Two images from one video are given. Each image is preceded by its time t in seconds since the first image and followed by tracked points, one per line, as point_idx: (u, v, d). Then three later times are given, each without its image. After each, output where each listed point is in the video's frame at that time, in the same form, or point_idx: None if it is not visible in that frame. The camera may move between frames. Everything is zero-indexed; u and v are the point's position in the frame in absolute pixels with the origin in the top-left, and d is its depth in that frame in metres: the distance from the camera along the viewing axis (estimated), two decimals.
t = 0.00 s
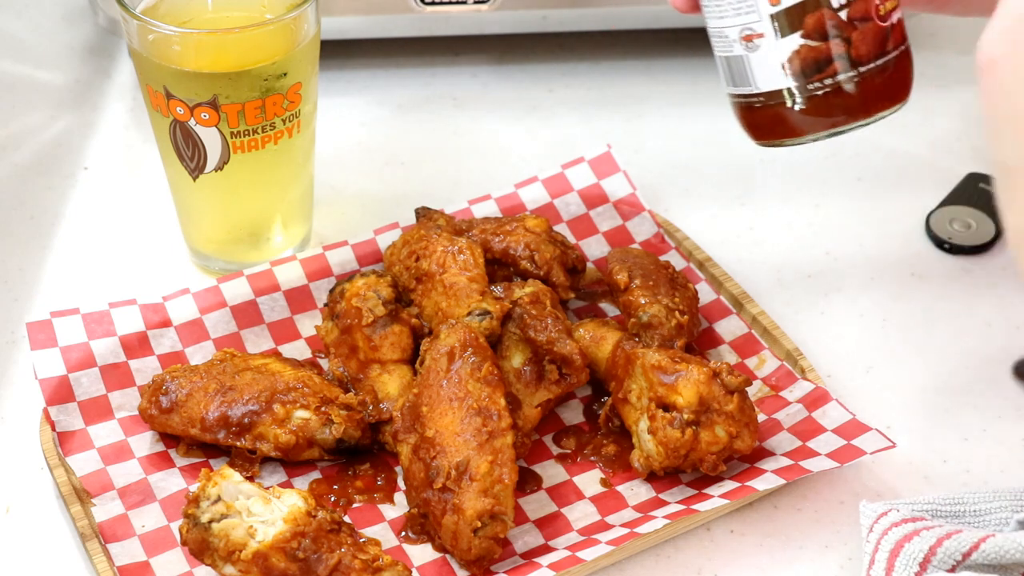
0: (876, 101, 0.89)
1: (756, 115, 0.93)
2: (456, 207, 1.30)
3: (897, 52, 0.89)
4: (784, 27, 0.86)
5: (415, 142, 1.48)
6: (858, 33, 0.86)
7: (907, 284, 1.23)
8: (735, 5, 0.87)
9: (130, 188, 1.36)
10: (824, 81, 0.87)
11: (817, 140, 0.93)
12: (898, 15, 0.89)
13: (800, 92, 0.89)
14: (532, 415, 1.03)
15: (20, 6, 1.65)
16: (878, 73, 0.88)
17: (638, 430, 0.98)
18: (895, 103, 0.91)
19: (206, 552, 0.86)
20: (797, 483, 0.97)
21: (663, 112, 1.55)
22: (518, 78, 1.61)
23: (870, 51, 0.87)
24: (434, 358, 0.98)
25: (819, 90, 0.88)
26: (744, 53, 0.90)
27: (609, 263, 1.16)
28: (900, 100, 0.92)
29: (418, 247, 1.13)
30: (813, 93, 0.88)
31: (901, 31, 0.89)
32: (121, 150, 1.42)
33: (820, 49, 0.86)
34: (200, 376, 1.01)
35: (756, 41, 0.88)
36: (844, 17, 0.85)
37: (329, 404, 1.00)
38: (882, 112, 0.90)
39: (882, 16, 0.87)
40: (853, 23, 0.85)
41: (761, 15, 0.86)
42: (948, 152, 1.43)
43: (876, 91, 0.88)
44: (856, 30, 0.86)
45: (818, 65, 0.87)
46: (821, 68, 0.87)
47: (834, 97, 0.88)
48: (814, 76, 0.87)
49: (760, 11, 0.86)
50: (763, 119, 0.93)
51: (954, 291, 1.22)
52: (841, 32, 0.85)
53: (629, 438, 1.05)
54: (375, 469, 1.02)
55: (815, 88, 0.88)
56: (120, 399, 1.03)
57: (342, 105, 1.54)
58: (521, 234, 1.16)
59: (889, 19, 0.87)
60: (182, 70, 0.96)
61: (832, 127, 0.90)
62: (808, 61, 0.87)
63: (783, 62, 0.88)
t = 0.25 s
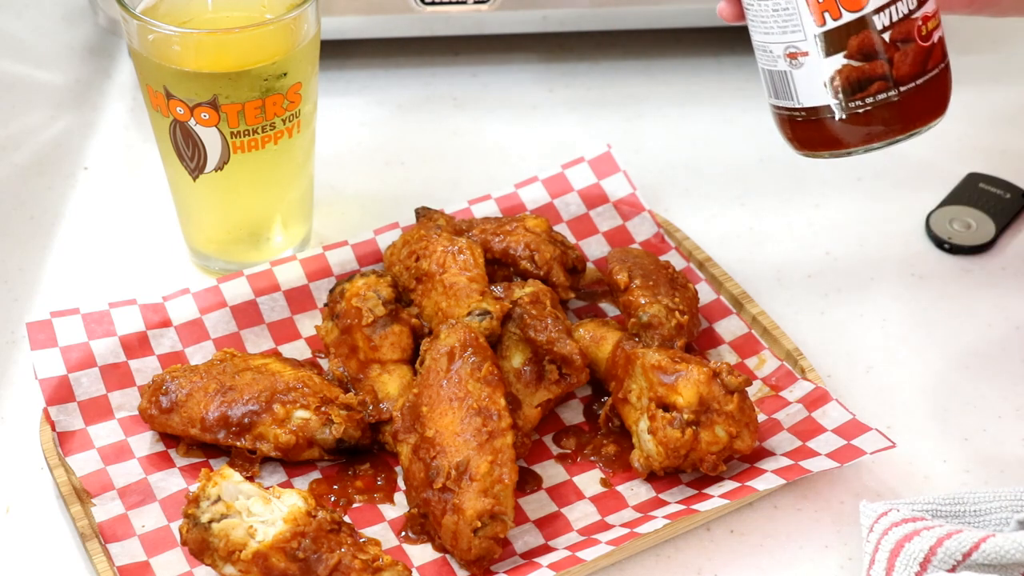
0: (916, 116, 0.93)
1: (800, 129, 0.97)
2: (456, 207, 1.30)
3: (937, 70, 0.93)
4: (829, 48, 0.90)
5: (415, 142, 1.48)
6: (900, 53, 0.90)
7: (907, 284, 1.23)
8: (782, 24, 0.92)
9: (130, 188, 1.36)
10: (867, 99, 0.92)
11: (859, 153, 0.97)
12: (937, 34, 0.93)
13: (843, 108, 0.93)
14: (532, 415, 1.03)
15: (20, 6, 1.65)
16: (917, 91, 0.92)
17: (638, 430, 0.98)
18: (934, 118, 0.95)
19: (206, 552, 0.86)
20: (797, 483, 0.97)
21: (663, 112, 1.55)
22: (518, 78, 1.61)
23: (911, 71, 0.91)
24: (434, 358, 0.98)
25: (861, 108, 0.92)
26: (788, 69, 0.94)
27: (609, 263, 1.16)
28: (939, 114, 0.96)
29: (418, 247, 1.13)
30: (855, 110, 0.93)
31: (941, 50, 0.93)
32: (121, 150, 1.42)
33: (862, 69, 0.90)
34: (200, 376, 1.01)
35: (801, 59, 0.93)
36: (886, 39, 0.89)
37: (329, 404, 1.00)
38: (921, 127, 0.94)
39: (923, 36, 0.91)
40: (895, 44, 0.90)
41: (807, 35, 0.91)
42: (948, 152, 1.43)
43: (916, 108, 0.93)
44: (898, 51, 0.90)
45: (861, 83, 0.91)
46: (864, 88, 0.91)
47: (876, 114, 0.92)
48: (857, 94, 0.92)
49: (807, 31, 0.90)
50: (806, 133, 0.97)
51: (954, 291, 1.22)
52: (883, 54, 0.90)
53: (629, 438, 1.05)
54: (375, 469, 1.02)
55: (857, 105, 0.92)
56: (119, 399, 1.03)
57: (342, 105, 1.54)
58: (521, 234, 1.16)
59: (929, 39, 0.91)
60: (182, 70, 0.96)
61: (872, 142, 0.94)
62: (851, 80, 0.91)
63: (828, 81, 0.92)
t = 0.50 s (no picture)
0: (924, 122, 0.93)
1: (808, 129, 0.97)
2: (456, 207, 1.30)
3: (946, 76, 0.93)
4: (839, 52, 0.91)
5: (415, 142, 1.48)
6: (909, 60, 0.90)
7: (907, 284, 1.23)
8: (794, 26, 0.92)
9: (130, 188, 1.36)
10: (874, 104, 0.92)
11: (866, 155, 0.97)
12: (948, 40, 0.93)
13: (850, 112, 0.93)
14: (532, 415, 1.03)
15: (20, 6, 1.65)
16: (925, 97, 0.92)
17: (638, 430, 0.98)
18: (942, 123, 0.95)
19: (206, 552, 0.86)
20: (797, 483, 0.98)
21: (663, 112, 1.55)
22: (518, 77, 1.61)
23: (919, 77, 0.91)
24: (434, 358, 0.98)
25: (867, 112, 0.92)
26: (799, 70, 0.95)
27: (609, 264, 1.16)
28: (949, 118, 0.96)
29: (418, 247, 1.13)
30: (862, 114, 0.93)
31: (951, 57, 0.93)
32: (121, 150, 1.42)
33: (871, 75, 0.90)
34: (200, 376, 1.01)
35: (811, 61, 0.93)
36: (896, 45, 0.89)
37: (329, 404, 1.00)
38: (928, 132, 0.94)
39: (933, 43, 0.91)
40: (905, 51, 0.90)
41: (817, 38, 0.91)
42: (947, 152, 1.43)
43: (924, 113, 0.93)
44: (908, 57, 0.90)
45: (869, 88, 0.91)
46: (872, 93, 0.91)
47: (883, 120, 0.92)
48: (865, 98, 0.92)
49: (818, 34, 0.91)
50: (815, 133, 0.97)
51: (954, 291, 1.22)
52: (893, 60, 0.90)
53: (629, 438, 1.05)
54: (375, 469, 1.02)
55: (864, 110, 0.92)
56: (120, 399, 1.03)
57: (342, 105, 1.54)
58: (521, 234, 1.16)
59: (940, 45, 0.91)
60: (182, 70, 0.96)
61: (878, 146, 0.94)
62: (860, 85, 0.91)
63: (836, 84, 0.92)
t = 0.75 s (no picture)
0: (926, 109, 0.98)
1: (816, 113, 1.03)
2: (456, 207, 1.30)
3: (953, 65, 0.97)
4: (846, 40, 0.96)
5: (415, 142, 1.48)
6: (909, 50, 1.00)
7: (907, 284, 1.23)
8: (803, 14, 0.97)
9: (130, 188, 1.36)
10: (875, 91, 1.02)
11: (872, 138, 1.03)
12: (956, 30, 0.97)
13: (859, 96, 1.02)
14: (532, 414, 1.03)
15: (20, 6, 1.65)
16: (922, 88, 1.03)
17: (638, 430, 0.98)
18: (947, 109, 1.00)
19: (206, 552, 0.86)
20: (797, 483, 0.98)
21: (663, 112, 1.55)
22: (519, 77, 1.62)
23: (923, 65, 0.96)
24: (434, 358, 0.98)
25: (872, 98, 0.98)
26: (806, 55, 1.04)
27: (609, 263, 1.16)
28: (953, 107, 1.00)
29: (418, 247, 1.13)
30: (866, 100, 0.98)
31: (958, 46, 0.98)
32: (121, 150, 1.42)
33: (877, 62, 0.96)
34: (201, 376, 1.01)
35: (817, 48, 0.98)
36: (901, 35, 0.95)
37: (329, 404, 1.00)
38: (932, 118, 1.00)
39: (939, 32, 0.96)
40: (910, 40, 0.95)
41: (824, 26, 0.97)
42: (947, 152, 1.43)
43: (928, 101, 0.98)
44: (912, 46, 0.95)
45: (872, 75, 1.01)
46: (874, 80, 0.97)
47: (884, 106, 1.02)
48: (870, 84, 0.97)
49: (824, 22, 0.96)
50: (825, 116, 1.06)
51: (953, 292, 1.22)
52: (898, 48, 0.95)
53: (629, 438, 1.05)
54: (375, 469, 1.02)
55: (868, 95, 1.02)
56: (120, 399, 1.03)
57: (342, 105, 1.54)
58: (521, 234, 1.16)
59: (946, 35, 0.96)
60: (182, 70, 0.96)
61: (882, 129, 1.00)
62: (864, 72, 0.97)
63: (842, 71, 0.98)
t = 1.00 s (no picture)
0: (936, 109, 0.99)
1: (827, 109, 1.03)
2: (456, 207, 1.30)
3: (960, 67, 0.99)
4: (858, 38, 0.97)
5: (415, 142, 1.48)
6: (924, 48, 0.96)
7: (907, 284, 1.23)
8: (816, 11, 0.98)
9: (130, 188, 1.36)
10: (888, 89, 0.98)
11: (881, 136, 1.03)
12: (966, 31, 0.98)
13: (868, 95, 0.99)
14: (532, 414, 1.03)
15: (20, 6, 1.65)
16: (939, 86, 0.98)
17: (638, 430, 0.98)
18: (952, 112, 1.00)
19: (206, 552, 0.86)
20: (798, 482, 0.98)
21: (663, 112, 1.55)
22: (519, 77, 1.62)
23: (933, 66, 0.97)
24: (434, 358, 0.98)
25: (882, 97, 0.98)
26: (817, 52, 1.01)
27: (609, 263, 1.16)
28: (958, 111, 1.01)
29: (418, 247, 1.13)
30: (876, 98, 0.99)
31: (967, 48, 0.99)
32: (121, 150, 1.42)
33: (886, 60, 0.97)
34: (200, 376, 1.01)
35: (829, 45, 0.99)
36: (912, 35, 0.95)
37: (329, 404, 1.00)
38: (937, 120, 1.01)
39: (949, 33, 0.97)
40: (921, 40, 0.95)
41: (836, 24, 0.97)
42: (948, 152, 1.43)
43: (935, 100, 0.98)
44: (922, 46, 0.96)
45: (885, 73, 0.97)
46: (882, 79, 0.98)
47: (897, 104, 0.98)
48: (880, 83, 0.98)
49: (837, 20, 0.97)
50: (834, 113, 1.03)
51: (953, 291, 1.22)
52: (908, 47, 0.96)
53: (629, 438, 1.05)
54: (376, 469, 1.02)
55: (879, 94, 0.98)
56: (120, 399, 1.03)
57: (342, 105, 1.54)
58: (521, 234, 1.16)
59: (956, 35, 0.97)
60: (182, 70, 0.96)
61: (889, 127, 1.00)
62: (875, 70, 0.98)
63: (854, 67, 0.99)
